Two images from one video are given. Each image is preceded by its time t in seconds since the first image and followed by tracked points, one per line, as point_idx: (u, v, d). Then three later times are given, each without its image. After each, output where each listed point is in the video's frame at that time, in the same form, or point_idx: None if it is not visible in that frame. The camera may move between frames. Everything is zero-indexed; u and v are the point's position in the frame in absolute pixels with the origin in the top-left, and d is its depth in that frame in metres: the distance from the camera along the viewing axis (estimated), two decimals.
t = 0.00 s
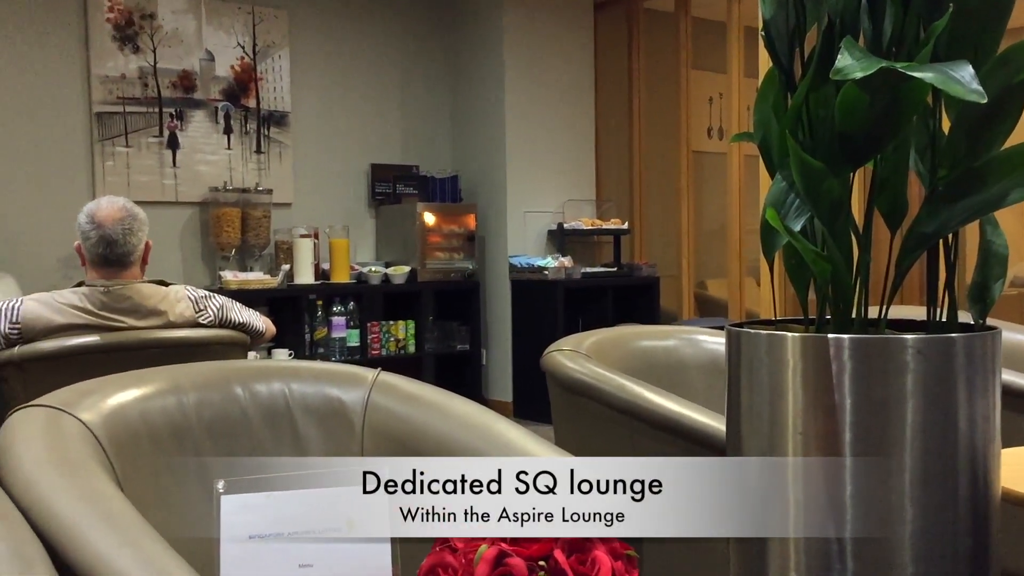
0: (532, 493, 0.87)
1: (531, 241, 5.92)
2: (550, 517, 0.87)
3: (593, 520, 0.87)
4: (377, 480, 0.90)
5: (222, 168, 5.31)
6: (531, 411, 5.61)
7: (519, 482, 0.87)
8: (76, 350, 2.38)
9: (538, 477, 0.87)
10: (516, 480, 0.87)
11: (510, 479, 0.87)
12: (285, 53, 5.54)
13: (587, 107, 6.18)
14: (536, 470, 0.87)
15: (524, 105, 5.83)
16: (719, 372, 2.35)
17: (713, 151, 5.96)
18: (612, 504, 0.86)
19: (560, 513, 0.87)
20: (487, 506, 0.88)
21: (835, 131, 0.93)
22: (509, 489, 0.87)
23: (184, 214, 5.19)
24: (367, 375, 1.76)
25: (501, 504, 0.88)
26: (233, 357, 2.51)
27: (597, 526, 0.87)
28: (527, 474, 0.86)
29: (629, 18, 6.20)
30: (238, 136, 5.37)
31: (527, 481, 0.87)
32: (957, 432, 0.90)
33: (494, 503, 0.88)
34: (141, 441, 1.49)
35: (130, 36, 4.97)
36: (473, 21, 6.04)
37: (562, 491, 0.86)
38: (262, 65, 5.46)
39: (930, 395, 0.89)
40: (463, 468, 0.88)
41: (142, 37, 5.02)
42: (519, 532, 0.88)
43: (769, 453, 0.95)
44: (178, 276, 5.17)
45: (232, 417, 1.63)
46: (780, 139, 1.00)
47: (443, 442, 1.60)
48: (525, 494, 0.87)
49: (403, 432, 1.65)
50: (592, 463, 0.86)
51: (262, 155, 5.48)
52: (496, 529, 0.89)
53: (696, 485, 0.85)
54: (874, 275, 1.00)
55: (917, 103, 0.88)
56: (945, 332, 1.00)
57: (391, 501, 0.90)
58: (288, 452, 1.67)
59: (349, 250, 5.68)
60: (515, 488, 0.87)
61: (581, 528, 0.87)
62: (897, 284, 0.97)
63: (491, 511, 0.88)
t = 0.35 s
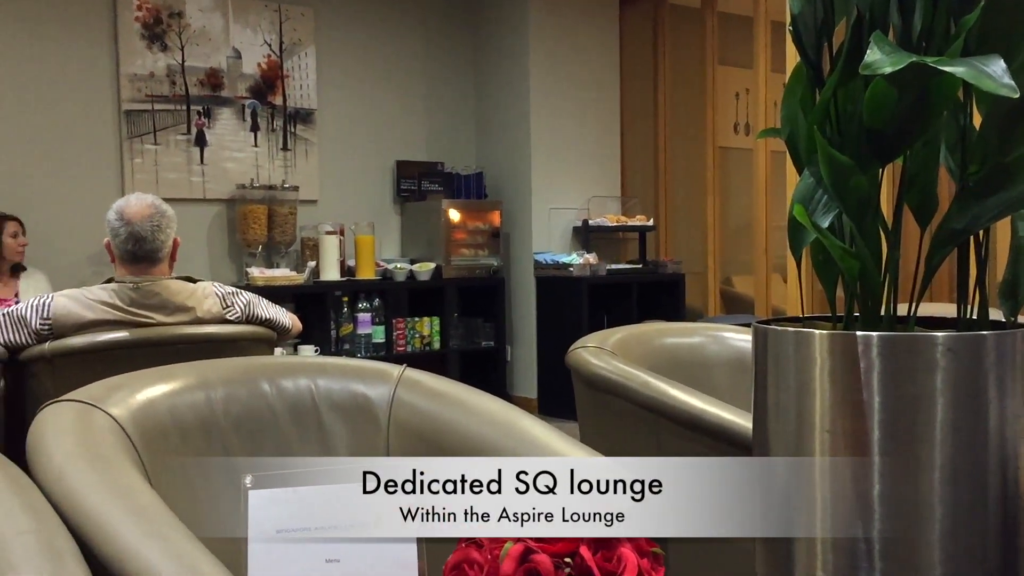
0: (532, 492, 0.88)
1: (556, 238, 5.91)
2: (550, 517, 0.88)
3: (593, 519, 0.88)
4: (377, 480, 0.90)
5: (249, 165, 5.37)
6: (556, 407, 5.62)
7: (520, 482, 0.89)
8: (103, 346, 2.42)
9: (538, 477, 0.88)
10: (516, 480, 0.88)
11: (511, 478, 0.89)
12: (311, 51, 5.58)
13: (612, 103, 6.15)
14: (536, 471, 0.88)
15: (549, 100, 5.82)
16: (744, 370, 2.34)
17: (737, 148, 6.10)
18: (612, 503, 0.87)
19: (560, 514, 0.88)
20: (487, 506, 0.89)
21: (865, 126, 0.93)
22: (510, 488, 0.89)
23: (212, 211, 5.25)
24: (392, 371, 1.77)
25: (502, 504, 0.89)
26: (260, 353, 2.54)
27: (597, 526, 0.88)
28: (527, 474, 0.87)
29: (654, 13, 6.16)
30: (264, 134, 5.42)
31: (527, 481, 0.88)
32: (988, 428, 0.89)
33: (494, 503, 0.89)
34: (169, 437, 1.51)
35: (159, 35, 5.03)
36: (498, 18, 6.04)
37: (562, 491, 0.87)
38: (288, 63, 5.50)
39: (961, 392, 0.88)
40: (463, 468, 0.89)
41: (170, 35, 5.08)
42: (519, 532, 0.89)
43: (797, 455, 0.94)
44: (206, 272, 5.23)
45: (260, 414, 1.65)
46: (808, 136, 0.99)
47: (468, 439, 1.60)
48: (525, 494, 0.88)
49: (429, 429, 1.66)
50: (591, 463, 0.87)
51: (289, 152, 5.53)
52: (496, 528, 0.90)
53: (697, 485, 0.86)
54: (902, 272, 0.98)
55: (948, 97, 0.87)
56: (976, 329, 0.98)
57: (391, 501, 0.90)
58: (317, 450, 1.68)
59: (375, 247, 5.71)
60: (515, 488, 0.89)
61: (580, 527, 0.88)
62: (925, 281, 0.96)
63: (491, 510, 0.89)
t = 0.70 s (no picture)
0: (532, 492, 0.91)
1: (577, 238, 5.90)
2: (550, 517, 0.92)
3: (593, 519, 0.92)
4: (377, 480, 0.93)
5: (273, 166, 5.42)
6: (577, 408, 5.62)
7: (520, 482, 0.92)
8: (129, 346, 2.45)
9: (538, 477, 0.91)
10: (516, 480, 0.92)
11: (511, 478, 0.92)
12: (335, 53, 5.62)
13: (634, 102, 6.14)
14: (536, 471, 0.92)
15: (571, 100, 5.81)
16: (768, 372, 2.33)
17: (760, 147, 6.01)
18: (612, 504, 0.91)
19: (560, 513, 0.92)
20: (487, 506, 0.92)
21: (889, 122, 0.92)
22: (510, 489, 0.92)
23: (236, 211, 5.31)
24: (414, 371, 1.78)
25: (501, 504, 0.92)
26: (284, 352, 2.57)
27: (597, 525, 0.92)
28: (528, 474, 0.91)
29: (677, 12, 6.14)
30: (288, 135, 5.47)
31: (527, 481, 0.91)
32: (1016, 431, 0.88)
33: (494, 504, 0.92)
34: (194, 436, 1.53)
35: (184, 37, 5.09)
36: (520, 18, 6.05)
37: (562, 491, 0.91)
38: (312, 64, 5.54)
39: (988, 395, 0.87)
40: (463, 468, 0.92)
41: (195, 37, 5.13)
42: (519, 531, 0.92)
43: (822, 457, 0.94)
44: (230, 272, 5.28)
45: (283, 412, 1.67)
46: (833, 136, 0.98)
47: (490, 439, 1.60)
48: (525, 494, 0.91)
49: (452, 429, 1.66)
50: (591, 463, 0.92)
51: (312, 153, 5.57)
52: (496, 528, 0.92)
53: (697, 485, 0.91)
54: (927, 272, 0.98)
55: (974, 99, 0.86)
56: (1003, 331, 0.97)
57: (392, 501, 0.93)
58: (341, 449, 1.70)
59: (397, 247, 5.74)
60: (515, 488, 0.92)
61: (580, 526, 0.92)
62: (951, 281, 0.95)
63: (491, 510, 0.92)
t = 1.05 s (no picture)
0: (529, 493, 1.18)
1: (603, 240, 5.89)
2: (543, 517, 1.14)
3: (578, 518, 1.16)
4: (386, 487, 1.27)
5: (301, 169, 5.47)
6: (603, 411, 5.60)
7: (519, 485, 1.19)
8: (158, 346, 2.48)
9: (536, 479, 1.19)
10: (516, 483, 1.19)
11: (513, 481, 1.20)
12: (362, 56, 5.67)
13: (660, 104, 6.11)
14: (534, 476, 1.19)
15: (597, 102, 5.80)
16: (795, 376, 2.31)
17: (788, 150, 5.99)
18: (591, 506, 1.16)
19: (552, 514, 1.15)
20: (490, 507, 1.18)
21: (921, 130, 0.92)
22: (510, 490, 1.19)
23: (263, 213, 5.37)
24: (440, 373, 1.80)
25: (502, 505, 1.17)
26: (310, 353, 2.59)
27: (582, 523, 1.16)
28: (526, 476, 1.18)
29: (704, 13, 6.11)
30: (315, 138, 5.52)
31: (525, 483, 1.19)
32: None
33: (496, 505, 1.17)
34: (221, 437, 1.55)
35: (213, 40, 5.16)
36: (546, 21, 6.06)
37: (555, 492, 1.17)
38: (339, 68, 5.59)
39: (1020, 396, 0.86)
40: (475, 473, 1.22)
41: (224, 41, 5.20)
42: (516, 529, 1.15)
43: (849, 459, 0.94)
44: (258, 274, 5.34)
45: (309, 413, 1.69)
46: (863, 138, 0.98)
47: (516, 441, 1.61)
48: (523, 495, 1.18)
49: (477, 431, 1.67)
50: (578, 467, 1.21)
51: (339, 156, 5.62)
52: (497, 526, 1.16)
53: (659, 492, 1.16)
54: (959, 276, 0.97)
55: (1006, 99, 0.85)
56: None
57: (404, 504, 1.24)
58: (366, 449, 1.72)
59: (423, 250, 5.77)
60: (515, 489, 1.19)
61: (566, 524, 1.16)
62: (983, 285, 0.94)
63: (493, 511, 1.17)
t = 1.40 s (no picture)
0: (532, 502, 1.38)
1: (632, 242, 5.86)
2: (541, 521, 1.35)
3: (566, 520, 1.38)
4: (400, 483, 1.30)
5: (330, 171, 5.52)
6: (632, 413, 5.58)
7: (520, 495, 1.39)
8: (191, 347, 2.52)
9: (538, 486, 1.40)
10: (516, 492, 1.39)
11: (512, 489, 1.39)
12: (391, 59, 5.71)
13: (690, 105, 6.08)
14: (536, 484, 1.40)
15: (626, 103, 5.78)
16: (826, 380, 2.29)
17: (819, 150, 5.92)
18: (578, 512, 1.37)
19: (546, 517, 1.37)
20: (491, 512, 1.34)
21: (954, 131, 0.91)
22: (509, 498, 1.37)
23: (293, 215, 5.43)
24: (468, 374, 1.82)
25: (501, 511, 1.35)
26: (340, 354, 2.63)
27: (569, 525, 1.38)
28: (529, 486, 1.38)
29: (734, 13, 6.07)
30: (345, 141, 5.57)
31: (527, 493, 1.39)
32: None
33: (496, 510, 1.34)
34: (251, 436, 1.57)
35: (245, 44, 5.23)
36: (575, 23, 6.06)
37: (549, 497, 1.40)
38: (369, 70, 5.64)
39: None
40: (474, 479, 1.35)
41: (255, 44, 5.27)
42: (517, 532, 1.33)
43: (883, 464, 1.00)
44: (288, 275, 5.40)
45: (338, 414, 1.70)
46: (895, 140, 0.98)
47: (544, 442, 1.61)
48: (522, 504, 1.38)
49: (506, 432, 1.68)
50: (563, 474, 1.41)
51: (368, 158, 5.66)
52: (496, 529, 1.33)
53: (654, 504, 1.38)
54: (993, 279, 0.96)
55: None
56: None
57: (414, 500, 1.28)
58: (395, 450, 1.72)
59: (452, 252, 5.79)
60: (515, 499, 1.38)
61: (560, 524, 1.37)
62: (1017, 288, 0.93)
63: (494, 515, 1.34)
